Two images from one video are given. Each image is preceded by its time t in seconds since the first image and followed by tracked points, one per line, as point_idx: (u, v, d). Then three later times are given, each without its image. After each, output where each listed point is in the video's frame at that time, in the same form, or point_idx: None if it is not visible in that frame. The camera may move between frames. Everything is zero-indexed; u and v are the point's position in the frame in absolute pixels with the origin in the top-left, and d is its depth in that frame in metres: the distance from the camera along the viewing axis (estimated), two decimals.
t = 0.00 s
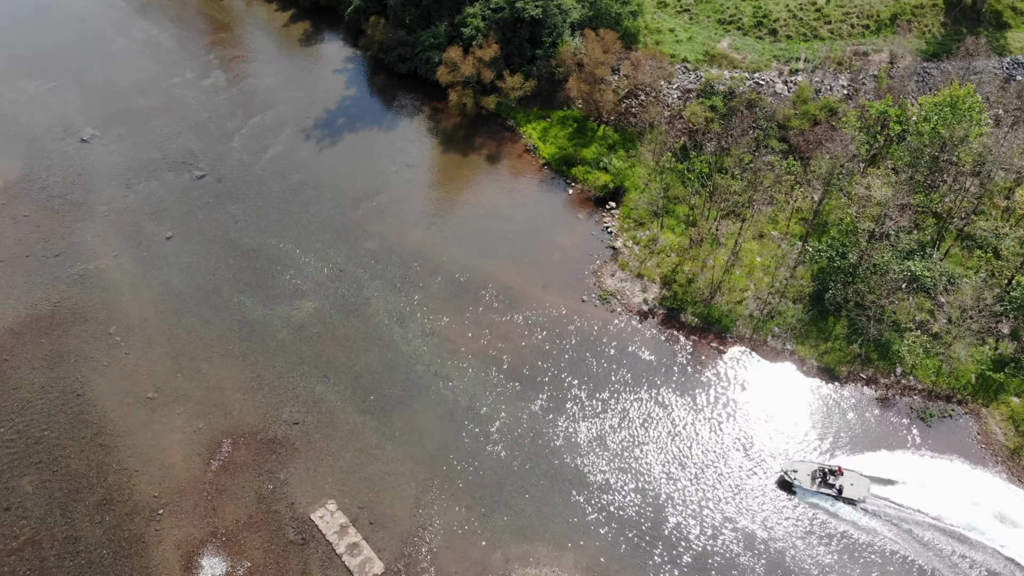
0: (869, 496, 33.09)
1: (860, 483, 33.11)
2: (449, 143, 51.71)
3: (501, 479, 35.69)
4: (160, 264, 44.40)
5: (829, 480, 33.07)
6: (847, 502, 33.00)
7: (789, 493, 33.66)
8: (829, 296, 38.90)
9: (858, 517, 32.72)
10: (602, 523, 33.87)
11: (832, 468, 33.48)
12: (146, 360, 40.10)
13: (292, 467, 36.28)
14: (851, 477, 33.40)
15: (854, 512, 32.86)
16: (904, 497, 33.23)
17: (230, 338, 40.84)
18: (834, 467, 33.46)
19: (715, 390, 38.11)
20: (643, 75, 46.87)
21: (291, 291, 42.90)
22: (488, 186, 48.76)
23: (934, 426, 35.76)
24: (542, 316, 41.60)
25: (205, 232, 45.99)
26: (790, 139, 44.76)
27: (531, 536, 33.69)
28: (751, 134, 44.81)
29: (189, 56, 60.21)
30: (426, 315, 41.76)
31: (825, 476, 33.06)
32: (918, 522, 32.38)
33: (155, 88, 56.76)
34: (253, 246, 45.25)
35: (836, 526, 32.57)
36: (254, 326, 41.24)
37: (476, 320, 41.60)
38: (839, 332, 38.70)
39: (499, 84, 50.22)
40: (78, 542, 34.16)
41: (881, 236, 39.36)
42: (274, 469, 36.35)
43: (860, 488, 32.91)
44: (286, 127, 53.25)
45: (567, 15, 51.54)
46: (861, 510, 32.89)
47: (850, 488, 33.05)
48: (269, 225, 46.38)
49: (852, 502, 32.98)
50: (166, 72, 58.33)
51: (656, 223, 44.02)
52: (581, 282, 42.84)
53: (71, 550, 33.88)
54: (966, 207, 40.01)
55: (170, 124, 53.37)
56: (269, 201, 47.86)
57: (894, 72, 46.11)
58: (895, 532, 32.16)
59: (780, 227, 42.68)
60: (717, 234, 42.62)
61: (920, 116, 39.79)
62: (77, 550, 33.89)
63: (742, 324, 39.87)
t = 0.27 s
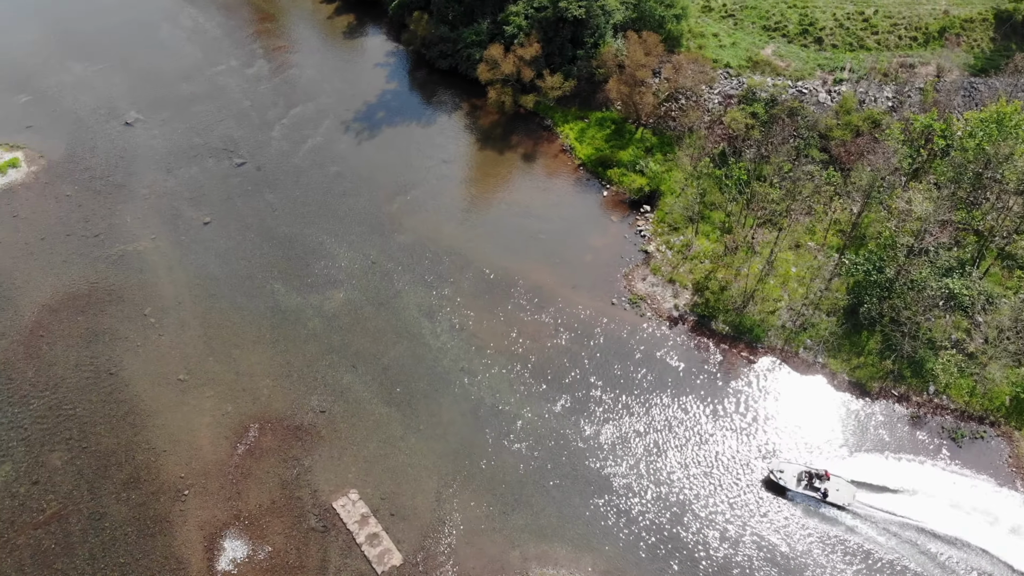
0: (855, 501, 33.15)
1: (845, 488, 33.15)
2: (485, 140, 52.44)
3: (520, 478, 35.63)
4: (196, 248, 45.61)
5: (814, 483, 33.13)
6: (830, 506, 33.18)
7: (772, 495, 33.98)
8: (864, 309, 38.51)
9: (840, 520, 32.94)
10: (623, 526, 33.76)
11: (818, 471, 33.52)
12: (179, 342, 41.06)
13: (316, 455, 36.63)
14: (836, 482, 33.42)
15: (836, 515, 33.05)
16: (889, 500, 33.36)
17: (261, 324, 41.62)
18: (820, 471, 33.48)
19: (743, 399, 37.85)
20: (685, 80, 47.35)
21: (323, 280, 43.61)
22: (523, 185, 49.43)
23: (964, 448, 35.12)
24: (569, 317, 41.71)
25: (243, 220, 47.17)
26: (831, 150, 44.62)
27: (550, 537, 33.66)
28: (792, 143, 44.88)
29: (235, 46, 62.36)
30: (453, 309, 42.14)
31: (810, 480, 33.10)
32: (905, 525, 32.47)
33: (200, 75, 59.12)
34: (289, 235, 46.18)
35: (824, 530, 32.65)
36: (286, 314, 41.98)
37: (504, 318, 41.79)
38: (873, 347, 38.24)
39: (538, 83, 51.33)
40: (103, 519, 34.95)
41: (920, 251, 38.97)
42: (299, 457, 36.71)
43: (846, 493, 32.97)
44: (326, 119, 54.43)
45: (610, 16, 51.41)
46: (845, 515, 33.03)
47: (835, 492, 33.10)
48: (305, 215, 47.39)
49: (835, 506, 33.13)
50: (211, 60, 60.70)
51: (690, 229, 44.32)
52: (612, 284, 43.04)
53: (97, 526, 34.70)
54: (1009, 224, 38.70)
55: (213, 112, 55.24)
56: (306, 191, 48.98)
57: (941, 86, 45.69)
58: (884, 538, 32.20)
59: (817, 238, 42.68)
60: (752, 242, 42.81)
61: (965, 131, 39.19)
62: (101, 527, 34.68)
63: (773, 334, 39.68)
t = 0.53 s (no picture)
0: (832, 498, 33.39)
1: (823, 487, 33.35)
2: (511, 139, 52.60)
3: (536, 478, 35.58)
4: (222, 238, 46.31)
5: (792, 479, 33.50)
6: (806, 504, 33.42)
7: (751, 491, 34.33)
8: (889, 321, 37.95)
9: (815, 518, 33.21)
10: (638, 534, 33.47)
11: (798, 469, 33.81)
12: (203, 329, 41.66)
13: (334, 446, 36.88)
14: (815, 481, 33.61)
15: (813, 513, 33.31)
16: (865, 497, 33.68)
17: (284, 315, 42.04)
18: (799, 468, 33.80)
19: (763, 407, 37.53)
20: (715, 83, 48.44)
21: (347, 273, 44.00)
22: (548, 184, 49.73)
23: (986, 464, 34.61)
24: (589, 319, 41.70)
25: (269, 211, 47.80)
26: (861, 158, 44.80)
27: (564, 538, 33.58)
28: (821, 150, 45.32)
29: (267, 38, 63.03)
30: (473, 306, 42.34)
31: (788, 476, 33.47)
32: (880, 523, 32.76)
33: (232, 66, 59.96)
34: (314, 227, 46.69)
35: (800, 528, 32.95)
36: (310, 305, 42.42)
37: (524, 317, 41.88)
38: (897, 358, 37.80)
39: (567, 82, 51.25)
40: (122, 502, 35.41)
41: (947, 264, 38.30)
42: (317, 447, 36.98)
43: (822, 492, 33.18)
44: (355, 113, 55.05)
45: (642, 16, 51.61)
46: (822, 514, 33.22)
47: (813, 491, 33.30)
48: (331, 208, 47.87)
49: (811, 505, 33.34)
50: (243, 52, 61.53)
51: (716, 233, 44.37)
52: (634, 288, 42.96)
53: (116, 510, 35.15)
54: None
55: (243, 103, 56.06)
56: (332, 184, 49.55)
57: (975, 97, 45.39)
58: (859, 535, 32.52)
59: (843, 247, 42.61)
60: (778, 249, 42.86)
61: (997, 143, 39.17)
62: (121, 510, 35.13)
63: (796, 343, 39.41)
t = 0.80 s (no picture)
0: (810, 494, 33.78)
1: (800, 482, 33.76)
2: (534, 137, 53.30)
3: (548, 477, 35.56)
4: (244, 230, 46.95)
5: (770, 473, 33.94)
6: (783, 498, 33.82)
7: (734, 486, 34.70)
8: (911, 330, 37.49)
9: (791, 512, 33.60)
10: (651, 537, 33.36)
11: (776, 463, 34.28)
12: (223, 320, 42.20)
13: (349, 439, 37.09)
14: (793, 476, 34.04)
15: (789, 508, 33.69)
16: (844, 493, 34.01)
17: (303, 307, 42.57)
18: (777, 462, 34.25)
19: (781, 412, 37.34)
20: (740, 86, 48.62)
21: (366, 268, 44.53)
22: (569, 184, 49.99)
23: (1005, 478, 34.14)
24: (606, 319, 41.81)
25: (291, 204, 48.44)
26: (887, 166, 44.54)
27: (575, 538, 33.51)
28: (847, 156, 45.27)
29: (294, 32, 64.24)
30: (491, 303, 42.66)
31: (766, 469, 33.95)
32: (857, 519, 33.09)
33: (258, 59, 61.13)
34: (335, 221, 47.38)
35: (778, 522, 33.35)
36: (329, 299, 42.92)
37: (541, 315, 42.09)
38: (917, 368, 37.33)
39: (590, 82, 51.60)
40: (138, 488, 35.79)
41: (972, 275, 37.75)
42: (333, 440, 37.22)
43: (800, 488, 33.57)
44: (379, 108, 55.75)
45: (667, 18, 51.94)
46: (798, 509, 33.60)
47: (790, 485, 33.73)
48: (352, 202, 48.56)
49: (788, 499, 33.75)
50: (269, 45, 62.66)
51: (737, 238, 44.38)
52: (653, 290, 43.03)
53: (132, 496, 35.55)
54: None
55: (269, 96, 56.89)
56: (354, 178, 50.21)
57: (1003, 106, 45.01)
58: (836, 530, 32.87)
59: (866, 255, 42.24)
60: (800, 255, 42.67)
61: None
62: (137, 497, 35.50)
63: (816, 350, 39.15)
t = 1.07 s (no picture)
0: (787, 487, 34.18)
1: (777, 476, 34.18)
2: (563, 137, 54.36)
3: (565, 478, 35.48)
4: (271, 221, 47.81)
5: (747, 464, 34.42)
6: (760, 490, 34.21)
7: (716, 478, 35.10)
8: (937, 344, 37.03)
9: (766, 504, 34.01)
10: (666, 541, 33.18)
11: (754, 455, 34.74)
12: (248, 309, 42.85)
13: (368, 432, 37.29)
14: (770, 469, 34.48)
15: (765, 501, 34.08)
16: (821, 490, 34.25)
17: (327, 300, 43.20)
18: (756, 455, 34.69)
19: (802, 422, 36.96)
20: (772, 92, 48.01)
21: (390, 263, 45.19)
22: (595, 185, 50.64)
23: None
24: (627, 321, 41.96)
25: (319, 197, 49.38)
26: (918, 176, 44.05)
27: (590, 540, 33.42)
28: (878, 165, 44.96)
29: (327, 26, 65.52)
30: (512, 301, 42.99)
31: (743, 461, 34.45)
32: (833, 513, 33.39)
33: (291, 51, 62.51)
34: (362, 215, 48.17)
35: (755, 514, 33.73)
36: (352, 293, 43.53)
37: (561, 315, 42.30)
38: (942, 382, 36.77)
39: (621, 83, 52.33)
40: (159, 473, 36.17)
41: (1001, 290, 37.31)
42: (352, 432, 37.45)
43: (776, 481, 34.02)
44: (407, 104, 57.05)
45: (700, 21, 52.89)
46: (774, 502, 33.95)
47: (766, 478, 34.17)
48: (378, 196, 49.50)
49: (764, 492, 34.17)
50: (302, 39, 63.99)
51: (764, 244, 44.41)
52: (677, 294, 43.23)
53: (152, 480, 35.93)
54: None
55: (300, 90, 58.13)
56: (382, 173, 51.24)
57: None
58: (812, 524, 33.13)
59: (894, 266, 41.80)
60: (827, 263, 42.42)
61: None
62: (158, 482, 35.87)
63: (839, 360, 38.74)
